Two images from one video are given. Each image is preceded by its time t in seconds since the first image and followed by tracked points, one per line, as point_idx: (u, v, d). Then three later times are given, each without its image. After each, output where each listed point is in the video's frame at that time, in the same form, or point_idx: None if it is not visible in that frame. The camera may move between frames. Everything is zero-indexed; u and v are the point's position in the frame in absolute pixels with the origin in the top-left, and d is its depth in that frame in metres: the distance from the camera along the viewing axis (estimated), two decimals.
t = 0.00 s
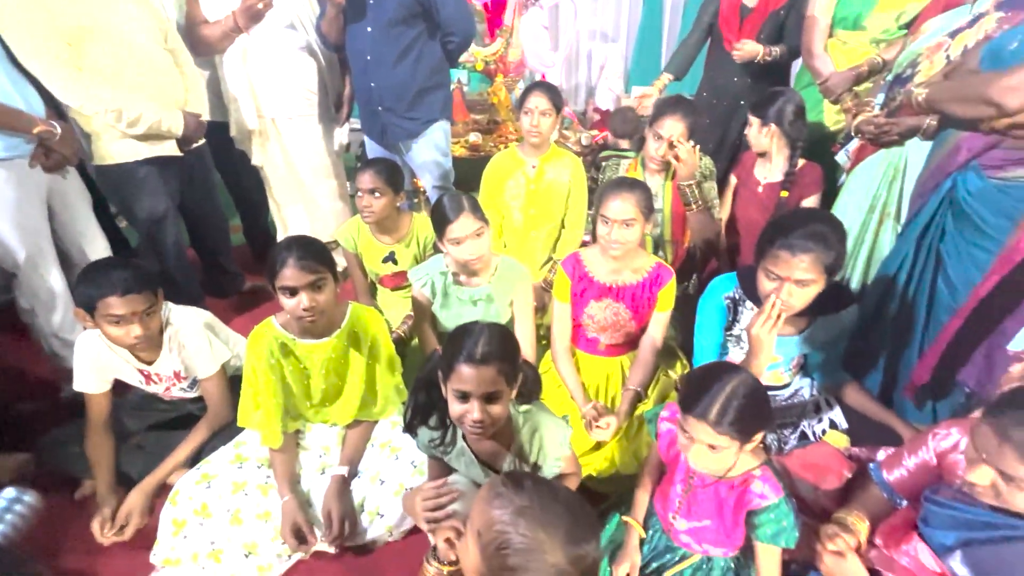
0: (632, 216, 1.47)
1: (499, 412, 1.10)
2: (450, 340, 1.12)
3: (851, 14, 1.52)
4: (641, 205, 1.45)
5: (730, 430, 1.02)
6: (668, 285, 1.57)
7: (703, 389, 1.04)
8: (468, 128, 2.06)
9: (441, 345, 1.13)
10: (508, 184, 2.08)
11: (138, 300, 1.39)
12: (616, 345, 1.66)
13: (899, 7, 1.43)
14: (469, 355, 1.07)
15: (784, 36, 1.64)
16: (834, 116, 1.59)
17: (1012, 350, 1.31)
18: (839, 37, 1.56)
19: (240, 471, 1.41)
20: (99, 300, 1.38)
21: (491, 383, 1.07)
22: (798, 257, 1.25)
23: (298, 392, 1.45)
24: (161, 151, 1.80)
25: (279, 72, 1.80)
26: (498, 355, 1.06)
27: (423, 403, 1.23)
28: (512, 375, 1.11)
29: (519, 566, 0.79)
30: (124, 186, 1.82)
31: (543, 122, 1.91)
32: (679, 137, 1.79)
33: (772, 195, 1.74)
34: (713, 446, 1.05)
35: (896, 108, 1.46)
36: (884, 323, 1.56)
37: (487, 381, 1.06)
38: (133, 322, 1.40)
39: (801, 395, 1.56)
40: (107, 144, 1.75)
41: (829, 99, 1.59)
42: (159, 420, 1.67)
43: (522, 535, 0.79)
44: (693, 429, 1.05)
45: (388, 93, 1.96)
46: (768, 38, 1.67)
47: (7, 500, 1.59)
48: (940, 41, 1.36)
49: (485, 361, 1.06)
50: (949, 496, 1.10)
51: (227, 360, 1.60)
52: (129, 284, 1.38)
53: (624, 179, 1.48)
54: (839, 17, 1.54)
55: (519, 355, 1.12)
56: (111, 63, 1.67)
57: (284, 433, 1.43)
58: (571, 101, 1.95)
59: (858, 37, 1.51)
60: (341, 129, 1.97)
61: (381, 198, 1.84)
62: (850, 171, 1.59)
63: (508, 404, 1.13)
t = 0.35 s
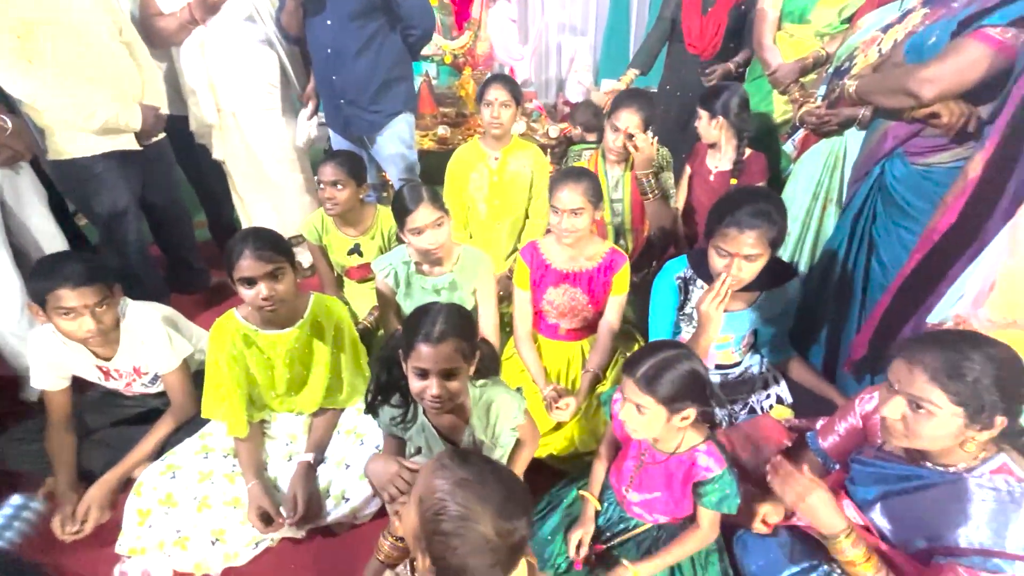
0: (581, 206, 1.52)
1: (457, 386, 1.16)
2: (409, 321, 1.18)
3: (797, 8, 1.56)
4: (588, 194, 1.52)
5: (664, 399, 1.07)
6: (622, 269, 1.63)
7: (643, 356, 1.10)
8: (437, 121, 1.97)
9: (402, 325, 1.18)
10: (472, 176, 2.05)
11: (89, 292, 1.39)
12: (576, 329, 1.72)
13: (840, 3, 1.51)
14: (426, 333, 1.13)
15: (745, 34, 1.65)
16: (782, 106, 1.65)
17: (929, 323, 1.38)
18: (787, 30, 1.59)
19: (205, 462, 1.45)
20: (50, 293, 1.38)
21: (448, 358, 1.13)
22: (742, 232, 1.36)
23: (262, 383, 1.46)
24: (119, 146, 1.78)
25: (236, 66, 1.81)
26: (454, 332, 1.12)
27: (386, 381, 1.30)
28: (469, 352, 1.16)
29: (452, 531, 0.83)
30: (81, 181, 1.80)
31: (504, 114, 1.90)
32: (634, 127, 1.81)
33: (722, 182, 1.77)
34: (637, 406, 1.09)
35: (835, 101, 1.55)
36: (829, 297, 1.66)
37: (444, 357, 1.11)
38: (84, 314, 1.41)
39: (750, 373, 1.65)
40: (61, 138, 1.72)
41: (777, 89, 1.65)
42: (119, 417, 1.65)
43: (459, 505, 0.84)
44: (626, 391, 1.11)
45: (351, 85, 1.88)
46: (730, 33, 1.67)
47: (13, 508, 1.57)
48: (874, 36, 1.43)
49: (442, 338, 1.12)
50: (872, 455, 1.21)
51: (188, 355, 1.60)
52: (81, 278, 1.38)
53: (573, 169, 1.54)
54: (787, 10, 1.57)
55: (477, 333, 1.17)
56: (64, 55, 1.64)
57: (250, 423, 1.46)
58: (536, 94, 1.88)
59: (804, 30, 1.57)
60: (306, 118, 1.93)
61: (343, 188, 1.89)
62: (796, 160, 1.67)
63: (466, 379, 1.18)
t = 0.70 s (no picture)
0: (539, 190, 1.58)
1: (413, 372, 1.21)
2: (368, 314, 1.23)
3: None
4: (545, 179, 1.56)
5: (609, 379, 1.11)
6: (582, 256, 1.69)
7: (592, 338, 1.14)
8: (411, 114, 2.05)
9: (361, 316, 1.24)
10: (440, 168, 2.08)
11: (44, 279, 1.39)
12: (542, 316, 1.77)
13: None
14: (383, 322, 1.19)
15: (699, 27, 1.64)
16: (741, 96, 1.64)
17: (866, 302, 1.50)
18: (745, 22, 1.57)
19: (173, 449, 1.47)
20: (6, 281, 1.38)
21: (405, 344, 1.19)
22: (711, 194, 1.42)
23: (228, 371, 1.48)
24: (83, 139, 1.75)
25: (204, 57, 1.79)
26: (410, 321, 1.18)
27: (344, 373, 1.36)
28: (423, 339, 1.23)
29: (380, 470, 0.88)
30: (39, 173, 1.75)
31: (471, 106, 1.92)
32: (593, 117, 1.81)
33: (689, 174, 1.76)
34: (585, 385, 1.14)
35: (789, 93, 1.56)
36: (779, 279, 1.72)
37: (400, 344, 1.17)
38: (39, 301, 1.40)
39: (708, 354, 1.71)
40: (22, 132, 1.69)
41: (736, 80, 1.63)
42: (89, 409, 1.66)
43: (389, 457, 0.88)
44: (579, 370, 1.15)
45: (318, 78, 1.88)
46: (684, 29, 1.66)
47: None
48: (823, 30, 1.46)
49: (398, 326, 1.18)
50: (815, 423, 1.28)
51: (153, 344, 1.61)
52: (34, 265, 1.38)
53: (530, 157, 1.58)
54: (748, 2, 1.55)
55: (431, 322, 1.25)
56: (20, 46, 1.60)
57: (216, 411, 1.49)
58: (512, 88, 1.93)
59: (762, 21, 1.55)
60: (270, 116, 1.92)
61: (311, 179, 1.88)
62: (754, 150, 1.67)
63: (423, 367, 1.24)
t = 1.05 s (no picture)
0: (518, 188, 1.61)
1: (380, 362, 1.27)
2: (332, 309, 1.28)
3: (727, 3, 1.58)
4: (523, 177, 1.60)
5: (581, 367, 1.15)
6: (557, 254, 1.72)
7: (565, 332, 1.17)
8: (392, 117, 2.02)
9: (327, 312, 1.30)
10: (417, 169, 2.10)
11: (17, 282, 1.39)
12: (518, 313, 1.80)
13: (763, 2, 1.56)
14: (346, 315, 1.23)
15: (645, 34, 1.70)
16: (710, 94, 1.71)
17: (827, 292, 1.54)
18: (715, 24, 1.63)
19: (149, 449, 1.48)
20: None
21: (368, 334, 1.24)
22: (688, 185, 1.46)
23: (205, 367, 1.49)
24: (55, 142, 1.74)
25: (183, 61, 1.77)
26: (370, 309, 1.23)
27: (317, 372, 1.42)
28: (389, 330, 1.28)
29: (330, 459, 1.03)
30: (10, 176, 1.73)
31: (447, 107, 1.94)
32: (564, 117, 1.84)
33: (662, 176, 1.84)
34: (562, 375, 1.17)
35: (754, 95, 1.63)
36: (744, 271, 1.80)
37: (363, 334, 1.22)
38: (13, 304, 1.40)
39: (679, 347, 1.77)
40: None
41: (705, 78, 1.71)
42: (63, 411, 1.65)
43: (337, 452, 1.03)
44: (550, 361, 1.18)
45: (297, 81, 1.86)
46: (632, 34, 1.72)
47: None
48: (785, 35, 1.54)
49: (360, 317, 1.23)
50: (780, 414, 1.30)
51: (129, 346, 1.61)
52: (6, 268, 1.38)
53: (506, 156, 1.62)
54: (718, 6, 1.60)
55: (396, 313, 1.30)
56: None
57: (193, 408, 1.51)
58: (494, 91, 1.95)
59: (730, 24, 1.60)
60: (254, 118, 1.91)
61: (289, 181, 1.88)
62: (724, 151, 1.75)
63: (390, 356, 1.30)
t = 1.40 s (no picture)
0: (501, 202, 1.64)
1: (356, 364, 1.30)
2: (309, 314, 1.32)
3: (696, 19, 1.64)
4: (505, 192, 1.63)
5: (558, 361, 1.18)
6: (535, 264, 1.75)
7: (543, 335, 1.19)
8: (374, 129, 2.06)
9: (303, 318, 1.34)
10: (396, 181, 2.12)
11: None
12: (496, 322, 1.83)
13: (733, 19, 1.60)
14: (321, 318, 1.28)
15: (610, 53, 1.78)
16: (682, 108, 1.76)
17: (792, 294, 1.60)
18: (686, 39, 1.68)
19: (125, 461, 1.46)
20: None
21: (344, 336, 1.27)
22: (659, 194, 1.50)
23: (180, 375, 1.49)
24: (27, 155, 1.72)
25: (161, 75, 1.78)
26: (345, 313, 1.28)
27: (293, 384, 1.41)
28: (366, 334, 1.32)
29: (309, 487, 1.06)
30: None
31: (424, 121, 1.97)
32: (540, 129, 1.87)
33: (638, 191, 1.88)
34: (545, 376, 1.19)
35: (721, 108, 1.69)
36: (716, 279, 1.85)
37: (339, 335, 1.26)
38: None
39: (654, 352, 1.81)
40: None
41: (677, 90, 1.76)
42: (35, 427, 1.63)
43: (317, 480, 1.06)
44: (529, 364, 1.20)
45: (276, 94, 1.87)
46: (596, 54, 1.79)
47: None
48: (751, 51, 1.58)
49: (333, 319, 1.28)
50: (752, 413, 1.36)
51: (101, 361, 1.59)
52: None
53: (486, 169, 1.64)
54: (687, 22, 1.66)
55: (372, 318, 1.34)
56: None
57: (169, 417, 1.51)
58: (475, 104, 1.99)
59: (700, 40, 1.65)
60: (236, 134, 1.92)
61: (269, 194, 1.88)
62: (697, 160, 1.80)
63: (366, 358, 1.33)
